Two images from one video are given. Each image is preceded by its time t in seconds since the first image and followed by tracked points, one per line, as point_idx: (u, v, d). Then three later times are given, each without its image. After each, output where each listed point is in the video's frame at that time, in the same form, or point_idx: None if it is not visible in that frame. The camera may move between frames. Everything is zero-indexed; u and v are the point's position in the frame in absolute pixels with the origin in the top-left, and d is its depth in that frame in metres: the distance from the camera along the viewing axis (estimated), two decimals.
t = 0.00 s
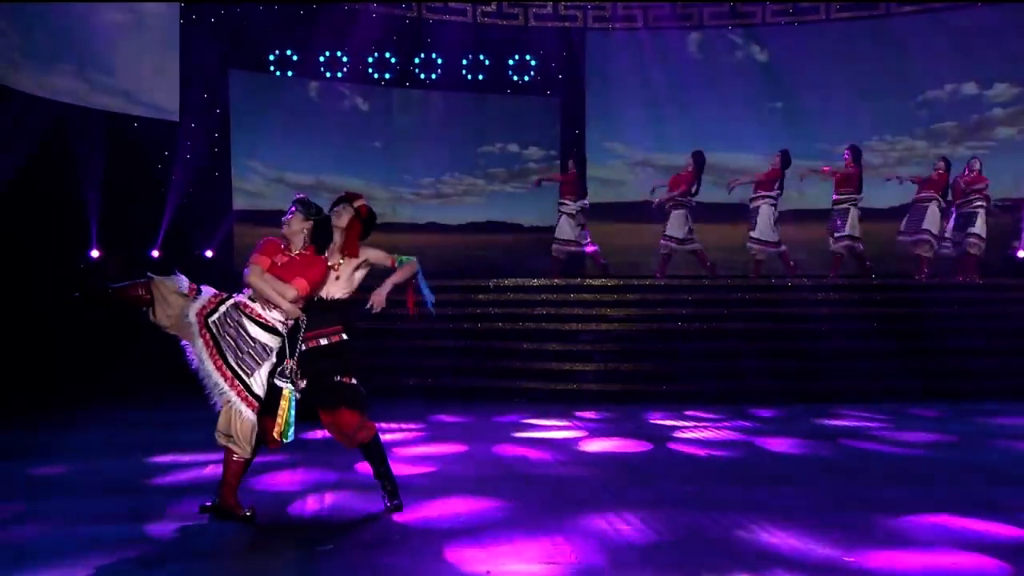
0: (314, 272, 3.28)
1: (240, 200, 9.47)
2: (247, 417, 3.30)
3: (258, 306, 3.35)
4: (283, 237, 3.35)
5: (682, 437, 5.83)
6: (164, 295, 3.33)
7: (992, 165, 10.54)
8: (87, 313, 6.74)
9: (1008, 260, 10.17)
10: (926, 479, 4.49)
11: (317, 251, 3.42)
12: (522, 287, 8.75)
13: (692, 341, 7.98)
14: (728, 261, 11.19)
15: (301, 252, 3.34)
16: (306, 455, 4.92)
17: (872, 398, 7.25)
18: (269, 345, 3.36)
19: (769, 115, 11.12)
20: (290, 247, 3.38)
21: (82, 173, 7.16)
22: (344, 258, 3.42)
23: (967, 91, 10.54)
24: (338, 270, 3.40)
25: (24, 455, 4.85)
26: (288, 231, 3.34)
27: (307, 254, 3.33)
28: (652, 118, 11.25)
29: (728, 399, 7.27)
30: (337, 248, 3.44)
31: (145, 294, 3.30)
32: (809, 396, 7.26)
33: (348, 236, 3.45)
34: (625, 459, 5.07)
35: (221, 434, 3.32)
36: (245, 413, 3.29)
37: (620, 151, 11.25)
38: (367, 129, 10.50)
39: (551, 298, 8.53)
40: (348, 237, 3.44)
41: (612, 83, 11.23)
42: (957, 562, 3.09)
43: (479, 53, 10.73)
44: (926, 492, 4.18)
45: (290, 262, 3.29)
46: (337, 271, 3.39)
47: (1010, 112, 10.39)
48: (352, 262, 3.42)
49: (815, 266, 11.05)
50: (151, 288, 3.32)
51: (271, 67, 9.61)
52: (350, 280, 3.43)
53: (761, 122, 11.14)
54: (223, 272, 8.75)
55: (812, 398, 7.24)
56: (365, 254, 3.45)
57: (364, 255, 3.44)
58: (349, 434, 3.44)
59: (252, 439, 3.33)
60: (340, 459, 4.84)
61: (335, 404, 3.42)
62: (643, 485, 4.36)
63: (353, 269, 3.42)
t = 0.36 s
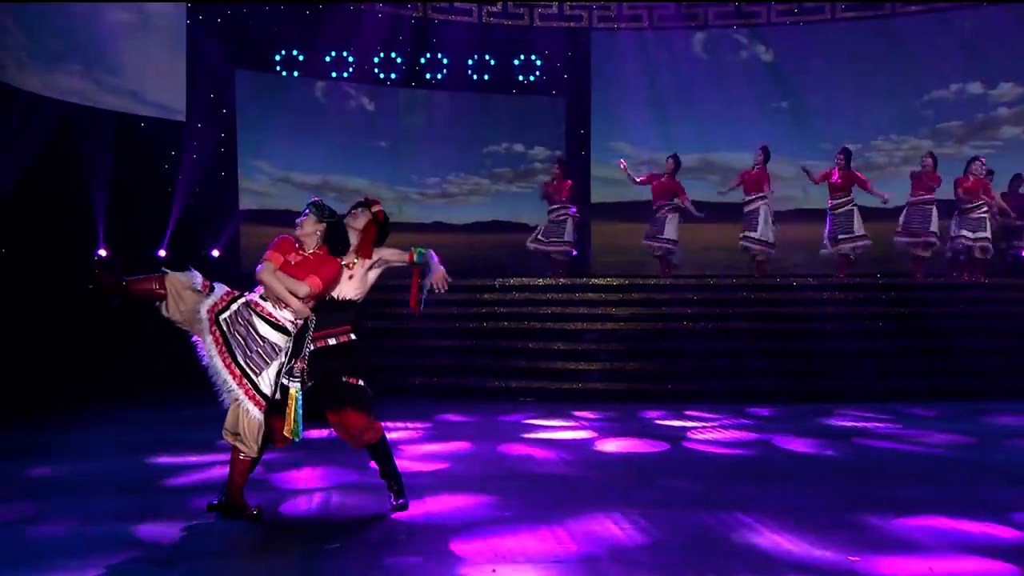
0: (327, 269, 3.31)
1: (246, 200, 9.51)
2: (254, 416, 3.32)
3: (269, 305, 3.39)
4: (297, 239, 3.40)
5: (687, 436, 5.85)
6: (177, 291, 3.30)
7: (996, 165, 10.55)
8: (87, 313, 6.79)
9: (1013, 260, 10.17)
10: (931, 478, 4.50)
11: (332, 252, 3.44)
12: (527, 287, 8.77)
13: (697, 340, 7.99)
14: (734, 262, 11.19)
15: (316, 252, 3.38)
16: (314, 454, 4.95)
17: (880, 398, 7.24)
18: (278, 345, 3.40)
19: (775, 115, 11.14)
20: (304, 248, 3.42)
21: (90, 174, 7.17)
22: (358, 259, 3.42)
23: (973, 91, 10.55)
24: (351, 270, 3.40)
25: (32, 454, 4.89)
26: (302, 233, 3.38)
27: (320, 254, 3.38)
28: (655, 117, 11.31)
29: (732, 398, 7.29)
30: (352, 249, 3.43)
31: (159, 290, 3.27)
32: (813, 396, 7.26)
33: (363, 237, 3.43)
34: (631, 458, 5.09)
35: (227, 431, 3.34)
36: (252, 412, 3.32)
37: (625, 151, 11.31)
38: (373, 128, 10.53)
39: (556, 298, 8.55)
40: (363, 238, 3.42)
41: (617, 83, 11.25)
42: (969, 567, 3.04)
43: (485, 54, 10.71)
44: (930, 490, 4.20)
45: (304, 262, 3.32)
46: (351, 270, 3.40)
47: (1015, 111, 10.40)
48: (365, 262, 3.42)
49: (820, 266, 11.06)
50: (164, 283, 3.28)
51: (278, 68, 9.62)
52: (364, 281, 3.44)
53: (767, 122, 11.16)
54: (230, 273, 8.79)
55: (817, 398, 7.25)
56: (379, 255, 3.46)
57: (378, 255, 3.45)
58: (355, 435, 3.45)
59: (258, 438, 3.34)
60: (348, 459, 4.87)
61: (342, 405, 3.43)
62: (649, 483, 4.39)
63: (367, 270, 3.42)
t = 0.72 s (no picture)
0: (340, 269, 3.33)
1: (249, 200, 9.54)
2: (258, 416, 3.33)
3: (280, 304, 3.39)
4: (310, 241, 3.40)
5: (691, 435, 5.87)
6: (187, 287, 3.32)
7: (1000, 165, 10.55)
8: (86, 311, 6.88)
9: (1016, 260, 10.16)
10: (934, 477, 4.51)
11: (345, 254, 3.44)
12: (530, 286, 8.79)
13: (699, 339, 8.00)
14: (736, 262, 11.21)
15: (328, 254, 3.38)
16: (318, 454, 4.96)
17: (878, 397, 7.22)
18: (285, 346, 3.39)
19: (778, 114, 11.14)
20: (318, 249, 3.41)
21: (93, 175, 7.16)
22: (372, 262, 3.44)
23: (976, 90, 10.57)
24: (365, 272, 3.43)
25: (37, 454, 4.90)
26: (318, 236, 3.37)
27: (331, 255, 3.37)
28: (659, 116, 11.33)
29: (737, 398, 7.28)
30: (366, 252, 3.44)
31: (169, 283, 3.29)
32: (815, 396, 7.25)
33: (377, 242, 3.46)
34: (634, 458, 5.09)
35: (231, 429, 3.35)
36: (256, 411, 3.32)
37: (628, 151, 11.33)
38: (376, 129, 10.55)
39: (559, 297, 8.57)
40: (378, 243, 3.45)
41: (619, 83, 11.25)
42: (971, 571, 3.00)
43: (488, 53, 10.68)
44: (933, 490, 4.21)
45: (315, 260, 3.33)
46: (363, 273, 3.43)
47: (1018, 111, 10.48)
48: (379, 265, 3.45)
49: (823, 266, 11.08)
50: (173, 278, 3.30)
51: (281, 68, 9.62)
52: (374, 284, 3.47)
53: (768, 121, 11.17)
54: (234, 273, 8.80)
55: (819, 398, 7.23)
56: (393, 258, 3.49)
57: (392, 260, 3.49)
58: (359, 438, 3.45)
59: (263, 438, 3.35)
60: (353, 459, 4.88)
61: (346, 407, 3.43)
62: (652, 483, 4.40)
63: (380, 273, 3.46)
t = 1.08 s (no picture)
0: (346, 284, 3.36)
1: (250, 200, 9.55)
2: (262, 417, 3.32)
3: (288, 305, 3.41)
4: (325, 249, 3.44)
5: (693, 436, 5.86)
6: (195, 285, 3.29)
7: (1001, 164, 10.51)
8: (86, 310, 6.89)
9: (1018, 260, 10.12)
10: (936, 477, 4.50)
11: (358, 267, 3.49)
12: (531, 286, 8.80)
13: (699, 339, 8.00)
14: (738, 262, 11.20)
15: (339, 265, 3.42)
16: (320, 454, 4.98)
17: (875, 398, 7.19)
18: (290, 347, 3.39)
19: (779, 114, 11.14)
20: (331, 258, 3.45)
21: (94, 174, 7.17)
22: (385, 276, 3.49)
23: (977, 90, 10.53)
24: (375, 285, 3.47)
25: (38, 454, 4.90)
26: (335, 244, 3.41)
27: (341, 268, 3.41)
28: (660, 116, 11.33)
29: (738, 397, 7.28)
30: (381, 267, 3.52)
31: (177, 281, 3.25)
32: (816, 396, 7.24)
33: (392, 258, 3.53)
34: (635, 458, 5.08)
35: (235, 430, 3.34)
36: (260, 412, 3.32)
37: (628, 151, 11.34)
38: (377, 129, 10.56)
39: (561, 297, 8.57)
40: (393, 257, 3.53)
41: (620, 84, 11.28)
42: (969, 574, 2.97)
43: (488, 53, 10.79)
44: (933, 491, 4.20)
45: (324, 269, 3.36)
46: (372, 285, 3.46)
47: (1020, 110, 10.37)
48: (390, 280, 3.50)
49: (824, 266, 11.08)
50: (182, 276, 3.27)
51: (282, 68, 9.64)
52: (381, 299, 3.48)
53: (769, 121, 11.17)
54: (235, 273, 8.80)
55: (819, 397, 7.22)
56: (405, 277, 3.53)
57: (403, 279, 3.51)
58: (361, 442, 3.43)
59: (265, 440, 3.33)
60: (354, 460, 4.88)
61: (350, 411, 3.43)
62: (653, 483, 4.39)
63: (388, 289, 3.49)
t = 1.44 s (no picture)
0: (353, 292, 3.37)
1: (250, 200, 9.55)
2: (264, 420, 3.32)
3: (293, 307, 3.39)
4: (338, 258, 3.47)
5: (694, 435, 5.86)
6: (201, 284, 3.27)
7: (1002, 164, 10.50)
8: (86, 310, 6.88)
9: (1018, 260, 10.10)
10: (937, 478, 4.49)
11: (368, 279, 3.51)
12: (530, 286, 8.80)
13: (697, 339, 8.00)
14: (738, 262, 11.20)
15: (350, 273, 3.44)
16: (322, 454, 4.98)
17: (869, 398, 7.18)
18: (295, 349, 3.38)
19: (779, 115, 11.15)
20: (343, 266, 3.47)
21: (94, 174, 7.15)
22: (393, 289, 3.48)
23: (977, 90, 10.52)
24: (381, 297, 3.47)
25: (38, 454, 4.91)
26: (347, 253, 3.45)
27: (352, 277, 3.42)
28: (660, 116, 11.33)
29: (735, 398, 7.28)
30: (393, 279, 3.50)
31: (183, 279, 3.24)
32: (813, 396, 7.24)
33: (404, 271, 3.49)
34: (635, 459, 5.08)
35: (237, 433, 3.35)
36: (262, 414, 3.31)
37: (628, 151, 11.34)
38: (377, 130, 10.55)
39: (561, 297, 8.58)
40: (405, 271, 3.49)
41: (619, 84, 11.29)
42: None
43: (488, 53, 10.80)
44: (932, 492, 4.19)
45: (334, 275, 3.36)
46: (379, 296, 3.46)
47: (1020, 110, 10.35)
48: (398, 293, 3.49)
49: (824, 265, 11.08)
50: (187, 274, 3.25)
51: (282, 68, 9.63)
52: (387, 310, 3.47)
53: (769, 121, 11.18)
54: (235, 273, 8.81)
55: (817, 396, 7.22)
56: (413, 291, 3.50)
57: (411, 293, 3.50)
58: (359, 446, 3.42)
59: (268, 444, 3.34)
60: (355, 461, 4.88)
61: (349, 415, 3.42)
62: (653, 484, 4.39)
63: (394, 301, 3.47)
